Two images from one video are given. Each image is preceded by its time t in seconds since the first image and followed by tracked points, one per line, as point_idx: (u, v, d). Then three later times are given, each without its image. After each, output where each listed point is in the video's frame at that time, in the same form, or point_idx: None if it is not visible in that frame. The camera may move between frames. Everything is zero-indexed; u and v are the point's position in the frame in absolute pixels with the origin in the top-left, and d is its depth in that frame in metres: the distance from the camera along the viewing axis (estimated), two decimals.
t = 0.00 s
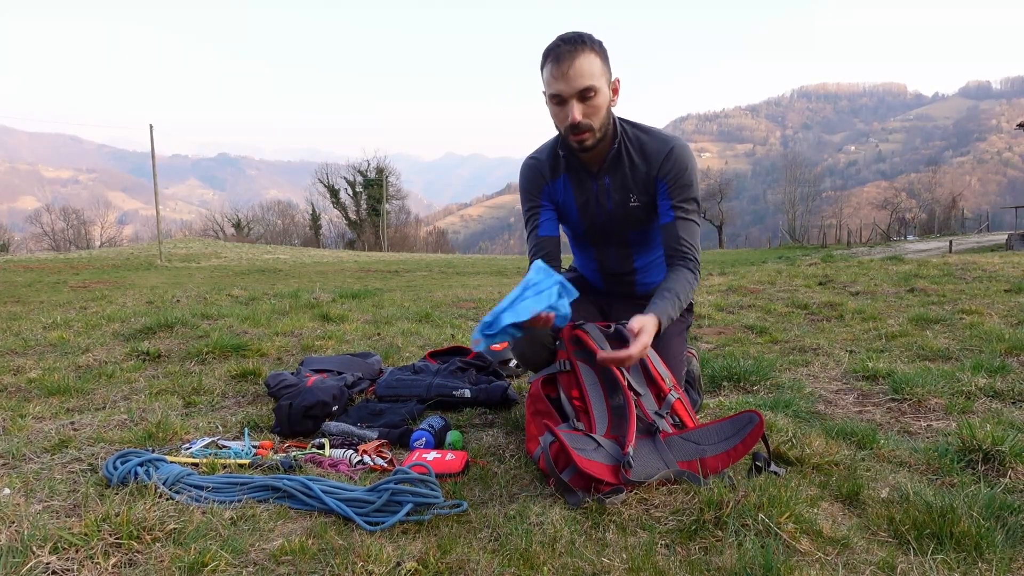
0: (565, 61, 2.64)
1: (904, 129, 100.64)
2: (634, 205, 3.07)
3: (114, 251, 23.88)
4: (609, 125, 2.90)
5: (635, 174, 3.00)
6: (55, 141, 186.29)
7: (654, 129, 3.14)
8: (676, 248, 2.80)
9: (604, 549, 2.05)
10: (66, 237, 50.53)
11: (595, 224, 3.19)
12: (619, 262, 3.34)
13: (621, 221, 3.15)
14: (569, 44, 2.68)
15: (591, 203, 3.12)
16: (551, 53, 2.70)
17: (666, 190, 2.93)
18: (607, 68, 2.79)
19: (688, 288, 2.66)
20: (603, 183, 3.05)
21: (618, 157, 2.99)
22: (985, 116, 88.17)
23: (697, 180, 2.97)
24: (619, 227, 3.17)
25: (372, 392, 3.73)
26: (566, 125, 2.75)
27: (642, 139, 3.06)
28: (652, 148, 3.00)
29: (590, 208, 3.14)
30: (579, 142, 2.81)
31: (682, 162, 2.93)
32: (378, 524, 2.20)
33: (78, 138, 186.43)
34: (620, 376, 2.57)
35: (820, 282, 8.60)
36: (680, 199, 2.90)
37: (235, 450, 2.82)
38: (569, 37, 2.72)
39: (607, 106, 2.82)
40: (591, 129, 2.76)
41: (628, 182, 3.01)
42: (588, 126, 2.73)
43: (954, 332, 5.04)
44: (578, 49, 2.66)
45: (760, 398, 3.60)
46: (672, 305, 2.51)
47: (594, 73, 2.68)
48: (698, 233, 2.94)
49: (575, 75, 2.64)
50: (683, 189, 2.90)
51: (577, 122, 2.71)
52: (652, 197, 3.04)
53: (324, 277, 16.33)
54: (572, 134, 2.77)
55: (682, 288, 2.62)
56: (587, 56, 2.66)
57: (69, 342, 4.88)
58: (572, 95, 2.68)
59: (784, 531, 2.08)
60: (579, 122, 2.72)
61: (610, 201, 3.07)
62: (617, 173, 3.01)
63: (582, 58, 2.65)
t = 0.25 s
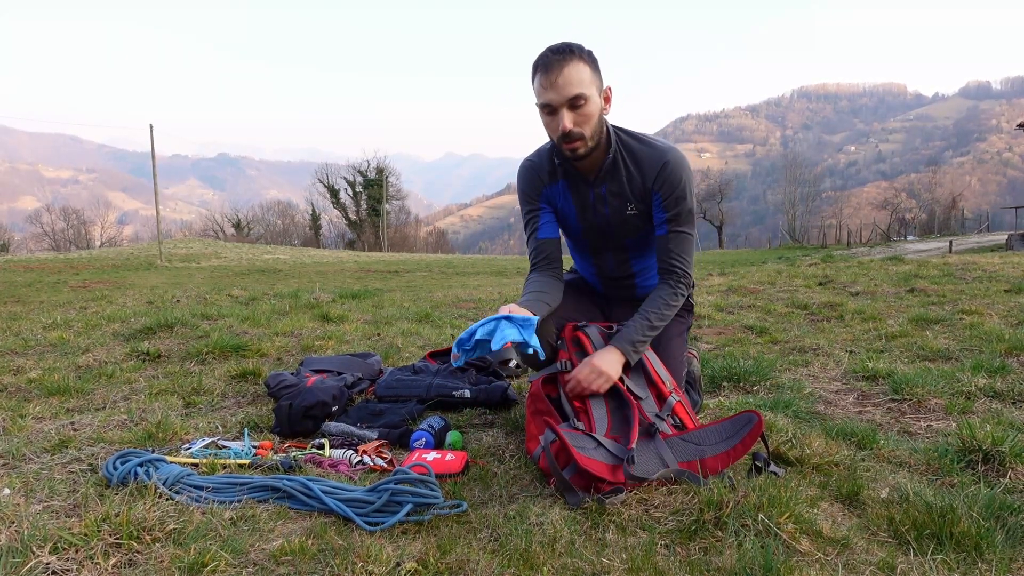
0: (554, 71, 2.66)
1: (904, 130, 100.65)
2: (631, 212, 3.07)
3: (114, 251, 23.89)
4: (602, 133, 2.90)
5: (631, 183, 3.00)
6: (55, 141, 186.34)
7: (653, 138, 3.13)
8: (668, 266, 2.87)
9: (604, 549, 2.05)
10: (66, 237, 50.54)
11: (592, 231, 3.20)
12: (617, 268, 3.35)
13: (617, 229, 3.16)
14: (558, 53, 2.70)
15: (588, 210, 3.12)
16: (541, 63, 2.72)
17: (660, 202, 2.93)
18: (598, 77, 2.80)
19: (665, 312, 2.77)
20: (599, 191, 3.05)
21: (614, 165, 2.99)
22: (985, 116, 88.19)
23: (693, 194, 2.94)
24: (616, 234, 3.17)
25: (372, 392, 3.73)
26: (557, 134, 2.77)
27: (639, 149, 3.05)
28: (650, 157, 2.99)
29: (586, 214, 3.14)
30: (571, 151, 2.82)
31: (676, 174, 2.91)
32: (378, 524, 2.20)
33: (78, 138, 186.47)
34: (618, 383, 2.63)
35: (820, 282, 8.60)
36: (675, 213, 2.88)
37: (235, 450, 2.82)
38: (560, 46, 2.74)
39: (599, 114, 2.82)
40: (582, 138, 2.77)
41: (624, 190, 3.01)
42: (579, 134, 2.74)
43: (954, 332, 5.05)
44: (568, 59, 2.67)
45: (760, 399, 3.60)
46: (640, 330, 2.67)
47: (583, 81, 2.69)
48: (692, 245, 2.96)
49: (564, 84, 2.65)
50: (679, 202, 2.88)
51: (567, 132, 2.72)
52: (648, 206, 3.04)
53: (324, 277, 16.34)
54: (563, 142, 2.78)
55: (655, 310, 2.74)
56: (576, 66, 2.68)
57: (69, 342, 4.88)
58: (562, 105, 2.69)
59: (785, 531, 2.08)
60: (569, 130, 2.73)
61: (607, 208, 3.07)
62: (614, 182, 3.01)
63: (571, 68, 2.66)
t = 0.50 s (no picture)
0: (547, 77, 2.67)
1: (903, 130, 100.71)
2: (628, 215, 3.06)
3: (114, 251, 23.92)
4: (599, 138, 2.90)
5: (628, 186, 3.00)
6: (54, 141, 186.38)
7: (651, 141, 3.12)
8: (666, 267, 2.87)
9: (604, 549, 2.05)
10: (66, 237, 50.53)
11: (590, 232, 3.20)
12: (615, 270, 3.35)
13: (615, 231, 3.15)
14: (551, 60, 2.71)
15: (586, 212, 3.12)
16: (535, 69, 2.73)
17: (657, 206, 2.93)
18: (593, 82, 2.80)
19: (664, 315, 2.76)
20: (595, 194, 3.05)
21: (611, 168, 2.98)
22: (985, 117, 88.24)
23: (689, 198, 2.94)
24: (614, 236, 3.17)
25: (371, 392, 3.73)
26: (551, 140, 2.77)
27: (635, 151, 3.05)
28: (647, 159, 2.99)
29: (583, 216, 3.15)
30: (565, 155, 2.83)
31: (673, 178, 2.91)
32: (378, 524, 2.20)
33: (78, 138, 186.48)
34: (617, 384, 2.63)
35: (820, 283, 8.62)
36: (672, 216, 2.89)
37: (235, 450, 2.82)
38: (554, 51, 2.75)
39: (594, 119, 2.82)
40: (577, 143, 2.77)
41: (621, 193, 3.00)
42: (572, 140, 2.74)
43: (954, 332, 5.05)
44: (561, 65, 2.68)
45: (760, 399, 3.61)
46: (640, 332, 2.67)
47: (576, 87, 2.69)
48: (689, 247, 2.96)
49: (557, 90, 2.66)
50: (676, 204, 2.89)
51: (561, 137, 2.72)
52: (645, 208, 3.04)
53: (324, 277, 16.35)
54: (557, 147, 2.78)
55: (655, 311, 2.74)
56: (569, 72, 2.68)
57: (69, 342, 4.88)
58: (555, 110, 2.70)
59: (784, 531, 2.08)
60: (562, 136, 2.73)
61: (604, 211, 3.07)
62: (611, 184, 3.01)
63: (564, 75, 2.66)
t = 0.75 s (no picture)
0: (559, 62, 2.67)
1: (903, 130, 100.77)
2: (626, 214, 3.07)
3: (114, 251, 23.96)
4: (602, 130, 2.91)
5: (626, 185, 3.00)
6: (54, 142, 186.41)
7: (648, 141, 3.14)
8: (661, 263, 2.86)
9: (604, 550, 2.05)
10: (66, 237, 50.56)
11: (588, 232, 3.20)
12: (613, 269, 3.35)
13: (614, 231, 3.15)
14: (563, 46, 2.73)
15: (583, 212, 3.12)
16: (545, 56, 2.74)
17: (655, 204, 2.94)
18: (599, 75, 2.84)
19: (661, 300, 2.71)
20: (594, 193, 3.05)
21: (609, 166, 2.99)
22: (984, 117, 88.30)
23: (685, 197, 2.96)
24: (611, 236, 3.17)
25: (371, 393, 3.74)
26: (561, 124, 2.75)
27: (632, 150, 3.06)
28: (643, 159, 3.01)
29: (582, 216, 3.14)
30: (574, 142, 2.79)
31: (670, 176, 2.93)
32: (377, 525, 2.20)
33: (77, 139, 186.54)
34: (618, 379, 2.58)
35: (819, 283, 8.63)
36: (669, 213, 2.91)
37: (235, 451, 2.82)
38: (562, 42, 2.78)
39: (600, 110, 2.84)
40: (587, 129, 2.75)
41: (619, 192, 3.01)
42: (583, 124, 2.73)
43: (953, 333, 5.06)
44: (571, 52, 2.70)
45: (759, 399, 3.61)
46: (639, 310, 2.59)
47: (587, 73, 2.71)
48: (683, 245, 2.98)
49: (569, 73, 2.66)
50: (672, 202, 2.91)
51: (573, 120, 2.70)
52: (643, 207, 3.05)
53: (324, 278, 16.37)
54: (567, 133, 2.75)
55: (654, 296, 2.69)
56: (579, 58, 2.71)
57: (69, 342, 4.89)
58: (567, 93, 2.69)
59: (784, 532, 2.07)
60: (574, 120, 2.72)
61: (602, 210, 3.07)
62: (609, 183, 3.01)
63: (575, 60, 2.68)
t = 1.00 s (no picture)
0: (565, 67, 2.66)
1: (903, 131, 100.81)
2: (625, 215, 3.07)
3: (115, 252, 23.99)
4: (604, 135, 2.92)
5: (625, 186, 3.00)
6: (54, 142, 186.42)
7: (647, 142, 3.14)
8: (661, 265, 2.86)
9: (603, 550, 2.05)
10: (66, 237, 50.60)
11: (586, 232, 3.20)
12: (611, 270, 3.35)
13: (612, 231, 3.16)
14: (569, 51, 2.72)
15: (582, 213, 3.12)
16: (550, 60, 2.72)
17: (654, 205, 2.95)
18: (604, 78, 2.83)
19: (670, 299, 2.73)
20: (593, 194, 3.05)
21: (609, 167, 2.98)
22: (984, 117, 88.35)
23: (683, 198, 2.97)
24: (610, 237, 3.18)
25: (371, 393, 3.73)
26: (564, 130, 2.76)
27: (631, 151, 3.07)
28: (642, 160, 3.01)
29: (581, 217, 3.14)
30: (575, 149, 2.81)
31: (669, 177, 2.94)
32: (377, 525, 2.20)
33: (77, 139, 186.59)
34: (619, 378, 2.55)
35: (819, 283, 8.63)
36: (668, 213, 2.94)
37: (234, 451, 2.82)
38: (568, 45, 2.76)
39: (604, 115, 2.84)
40: (589, 135, 2.77)
41: (618, 193, 3.01)
42: (587, 132, 2.74)
43: (953, 333, 5.06)
44: (577, 57, 2.69)
45: (759, 400, 3.61)
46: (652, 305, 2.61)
47: (592, 79, 2.71)
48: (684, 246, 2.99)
49: (575, 80, 2.65)
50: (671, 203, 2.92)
51: (576, 128, 2.71)
52: (642, 208, 3.05)
53: (324, 278, 16.39)
54: (569, 139, 2.76)
55: (664, 295, 2.70)
56: (585, 64, 2.70)
57: (69, 342, 4.89)
58: (571, 100, 2.69)
59: (784, 532, 2.07)
60: (577, 127, 2.73)
61: (601, 211, 3.08)
62: (608, 184, 3.01)
63: (580, 66, 2.68)
